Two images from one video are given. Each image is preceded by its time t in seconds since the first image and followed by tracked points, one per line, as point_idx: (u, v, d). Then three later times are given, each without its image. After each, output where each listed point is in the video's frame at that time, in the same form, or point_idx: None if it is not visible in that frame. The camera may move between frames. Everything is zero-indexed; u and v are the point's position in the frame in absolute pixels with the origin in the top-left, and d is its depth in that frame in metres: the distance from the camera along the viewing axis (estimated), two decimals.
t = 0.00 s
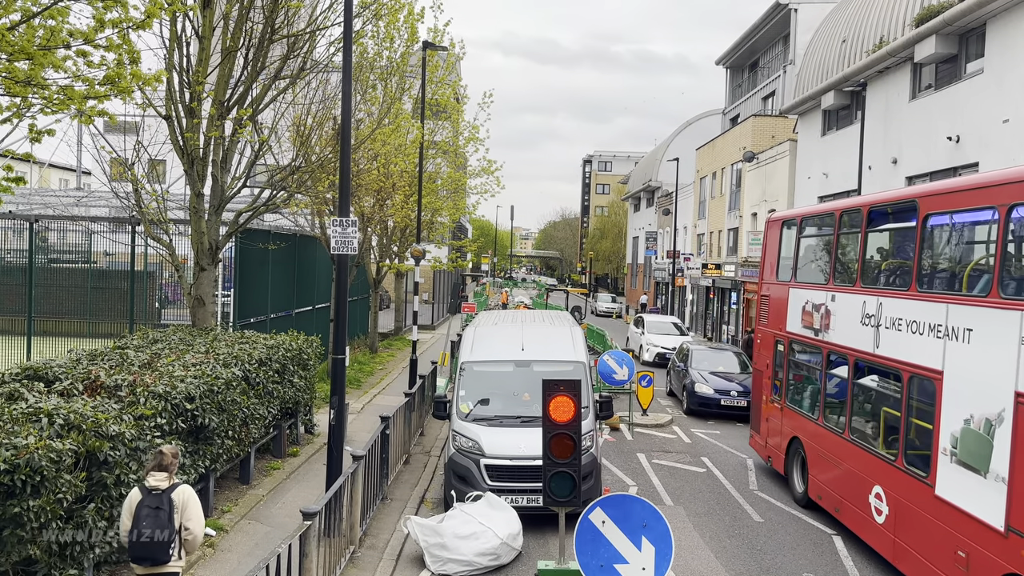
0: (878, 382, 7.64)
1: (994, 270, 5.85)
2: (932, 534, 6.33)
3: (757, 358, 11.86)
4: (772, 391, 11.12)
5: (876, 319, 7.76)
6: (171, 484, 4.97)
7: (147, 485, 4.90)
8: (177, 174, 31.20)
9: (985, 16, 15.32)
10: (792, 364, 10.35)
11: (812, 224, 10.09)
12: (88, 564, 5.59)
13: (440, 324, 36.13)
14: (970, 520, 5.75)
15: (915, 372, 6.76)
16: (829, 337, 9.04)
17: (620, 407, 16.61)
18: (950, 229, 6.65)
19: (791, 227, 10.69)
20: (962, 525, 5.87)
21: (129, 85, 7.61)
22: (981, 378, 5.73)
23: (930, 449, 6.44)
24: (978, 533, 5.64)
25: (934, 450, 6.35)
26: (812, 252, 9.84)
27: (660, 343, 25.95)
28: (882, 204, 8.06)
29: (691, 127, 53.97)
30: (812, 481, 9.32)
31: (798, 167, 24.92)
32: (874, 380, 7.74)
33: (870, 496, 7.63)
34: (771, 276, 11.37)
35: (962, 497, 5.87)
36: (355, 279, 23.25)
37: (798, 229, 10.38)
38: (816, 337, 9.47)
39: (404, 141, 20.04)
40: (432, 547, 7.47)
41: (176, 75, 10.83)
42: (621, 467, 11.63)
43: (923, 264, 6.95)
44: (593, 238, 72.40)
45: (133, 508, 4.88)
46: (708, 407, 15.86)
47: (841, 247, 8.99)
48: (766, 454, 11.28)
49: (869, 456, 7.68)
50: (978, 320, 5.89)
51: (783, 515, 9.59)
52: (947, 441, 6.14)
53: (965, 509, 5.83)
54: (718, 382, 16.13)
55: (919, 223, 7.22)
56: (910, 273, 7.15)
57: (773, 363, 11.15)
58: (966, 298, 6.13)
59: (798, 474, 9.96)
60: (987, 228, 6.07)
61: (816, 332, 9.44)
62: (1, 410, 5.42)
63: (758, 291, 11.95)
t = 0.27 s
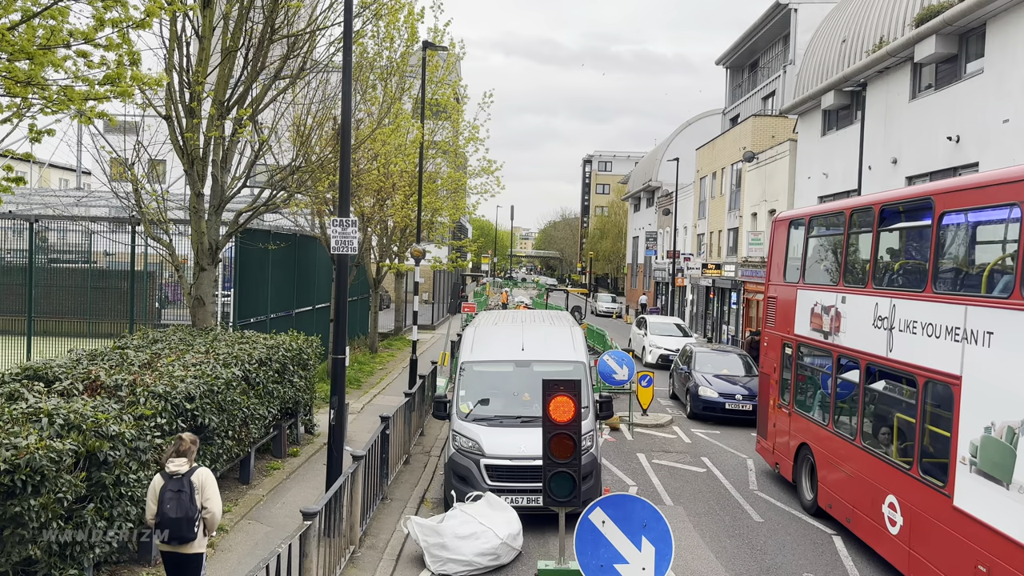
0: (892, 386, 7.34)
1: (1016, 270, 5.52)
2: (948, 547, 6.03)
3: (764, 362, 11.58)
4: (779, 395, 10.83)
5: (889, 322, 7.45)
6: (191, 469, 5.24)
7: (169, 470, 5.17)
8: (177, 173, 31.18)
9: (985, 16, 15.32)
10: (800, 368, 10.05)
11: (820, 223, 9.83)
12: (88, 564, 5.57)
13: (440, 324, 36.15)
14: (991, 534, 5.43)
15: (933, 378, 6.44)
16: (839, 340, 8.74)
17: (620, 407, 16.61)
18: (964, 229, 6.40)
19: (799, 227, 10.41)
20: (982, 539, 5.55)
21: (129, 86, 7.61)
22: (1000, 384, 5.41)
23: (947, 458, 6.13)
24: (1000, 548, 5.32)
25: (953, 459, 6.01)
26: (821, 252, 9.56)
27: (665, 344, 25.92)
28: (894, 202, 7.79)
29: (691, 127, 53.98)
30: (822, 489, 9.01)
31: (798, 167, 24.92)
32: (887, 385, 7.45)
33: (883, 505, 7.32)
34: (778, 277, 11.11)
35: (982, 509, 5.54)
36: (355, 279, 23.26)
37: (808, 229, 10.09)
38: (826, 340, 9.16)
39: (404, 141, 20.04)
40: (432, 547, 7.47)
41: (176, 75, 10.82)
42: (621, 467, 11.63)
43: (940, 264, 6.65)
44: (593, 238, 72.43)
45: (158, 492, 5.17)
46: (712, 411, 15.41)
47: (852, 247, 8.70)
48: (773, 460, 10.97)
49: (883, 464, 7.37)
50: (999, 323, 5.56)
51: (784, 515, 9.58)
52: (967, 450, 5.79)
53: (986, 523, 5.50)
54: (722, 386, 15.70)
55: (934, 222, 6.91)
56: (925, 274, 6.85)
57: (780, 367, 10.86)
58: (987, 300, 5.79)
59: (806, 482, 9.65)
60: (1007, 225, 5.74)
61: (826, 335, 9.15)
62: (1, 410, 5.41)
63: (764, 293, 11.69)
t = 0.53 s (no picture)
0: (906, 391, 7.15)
1: None
2: (968, 560, 5.84)
3: (772, 365, 11.41)
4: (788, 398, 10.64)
5: (903, 324, 7.25)
6: (209, 458, 5.68)
7: (189, 458, 5.64)
8: (177, 173, 31.16)
9: (985, 16, 15.32)
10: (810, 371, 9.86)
11: (831, 222, 9.67)
12: (88, 564, 5.57)
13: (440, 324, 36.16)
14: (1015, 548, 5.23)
15: (951, 383, 6.24)
16: (850, 343, 8.55)
17: (620, 407, 16.62)
18: (981, 228, 6.22)
19: (809, 227, 10.25)
20: (1005, 552, 5.36)
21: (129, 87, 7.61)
22: None
23: (968, 467, 5.93)
24: None
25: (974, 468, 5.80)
26: (832, 252, 9.37)
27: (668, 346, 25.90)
28: (910, 200, 7.57)
29: (691, 127, 53.97)
30: (832, 497, 8.79)
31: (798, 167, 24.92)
32: (901, 389, 7.25)
33: (897, 515, 7.11)
34: (786, 277, 10.95)
35: (1007, 522, 5.35)
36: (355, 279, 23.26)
37: (819, 228, 9.91)
38: (837, 343, 8.96)
39: (404, 141, 20.04)
40: (432, 547, 7.47)
41: (176, 75, 10.82)
42: (621, 467, 11.64)
43: (959, 264, 6.45)
44: (593, 238, 72.44)
45: (178, 477, 5.61)
46: (716, 415, 15.27)
47: (865, 246, 8.49)
48: (780, 466, 10.76)
49: (898, 472, 7.15)
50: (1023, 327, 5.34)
51: (784, 515, 9.59)
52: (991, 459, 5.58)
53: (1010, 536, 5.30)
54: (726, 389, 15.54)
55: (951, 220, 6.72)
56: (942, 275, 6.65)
57: (789, 369, 10.67)
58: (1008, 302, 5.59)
59: (815, 489, 9.45)
60: None
61: (836, 337, 8.96)
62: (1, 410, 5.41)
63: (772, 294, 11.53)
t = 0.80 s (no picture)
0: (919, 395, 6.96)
1: None
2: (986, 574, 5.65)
3: (783, 366, 11.24)
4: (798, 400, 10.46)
5: (919, 326, 7.03)
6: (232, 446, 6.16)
7: (213, 444, 6.11)
8: (177, 173, 31.14)
9: (985, 16, 15.31)
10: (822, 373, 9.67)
11: (842, 220, 9.51)
12: (88, 564, 5.56)
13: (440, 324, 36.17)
14: None
15: (969, 389, 6.03)
16: (862, 345, 8.35)
17: (619, 407, 16.63)
18: (1000, 226, 6.02)
19: (821, 225, 10.10)
20: None
21: (129, 87, 7.61)
22: None
23: (986, 476, 5.72)
24: None
25: (993, 479, 5.59)
26: (844, 251, 9.20)
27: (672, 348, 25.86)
28: (924, 197, 7.40)
29: (691, 127, 53.99)
30: (842, 504, 8.58)
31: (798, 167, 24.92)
32: (914, 393, 7.06)
33: (911, 525, 6.91)
34: (797, 277, 10.79)
35: None
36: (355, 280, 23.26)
37: (831, 226, 9.74)
38: (849, 345, 8.76)
39: (404, 141, 20.05)
40: (432, 547, 7.47)
41: (176, 75, 10.83)
42: (621, 467, 11.64)
43: (978, 263, 6.23)
44: (593, 238, 72.47)
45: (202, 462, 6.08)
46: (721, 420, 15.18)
47: (878, 246, 8.32)
48: (789, 471, 10.56)
49: (913, 482, 6.92)
50: None
51: (784, 515, 9.58)
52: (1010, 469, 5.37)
53: None
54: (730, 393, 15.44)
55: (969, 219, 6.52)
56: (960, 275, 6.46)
57: (800, 371, 10.48)
58: None
59: (824, 495, 9.25)
60: None
61: (848, 339, 8.77)
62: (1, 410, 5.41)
63: (783, 295, 11.38)
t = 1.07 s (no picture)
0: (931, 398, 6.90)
1: None
2: None
3: (787, 368, 11.19)
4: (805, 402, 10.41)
5: (930, 329, 6.97)
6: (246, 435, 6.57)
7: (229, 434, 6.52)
8: (177, 172, 31.16)
9: (985, 16, 15.31)
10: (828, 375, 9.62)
11: (850, 219, 9.48)
12: (88, 564, 5.55)
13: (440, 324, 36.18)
14: None
15: (984, 394, 5.98)
16: (871, 347, 8.30)
17: (619, 407, 16.63)
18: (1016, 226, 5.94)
19: (828, 225, 10.06)
20: None
21: (128, 87, 7.62)
22: None
23: (1003, 484, 5.66)
24: None
25: (1011, 488, 5.53)
26: (852, 250, 9.16)
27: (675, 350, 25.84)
28: (936, 196, 7.33)
29: (691, 127, 53.99)
30: (851, 509, 8.53)
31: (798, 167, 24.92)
32: (926, 396, 7.00)
33: (925, 534, 6.85)
34: (803, 277, 10.76)
35: None
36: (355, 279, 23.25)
37: (838, 226, 9.70)
38: (858, 347, 8.70)
39: (404, 141, 20.06)
40: (432, 547, 7.47)
41: (176, 75, 10.83)
42: (620, 467, 11.64)
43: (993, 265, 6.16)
44: (593, 238, 72.47)
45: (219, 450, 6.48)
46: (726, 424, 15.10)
47: (886, 245, 8.27)
48: (795, 474, 10.50)
49: (927, 492, 6.84)
50: None
51: (784, 516, 9.58)
52: None
53: None
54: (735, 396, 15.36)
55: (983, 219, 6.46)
56: (974, 276, 6.39)
57: (806, 373, 10.44)
58: None
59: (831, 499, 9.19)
60: None
61: (856, 341, 8.72)
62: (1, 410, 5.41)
63: (788, 295, 11.34)
